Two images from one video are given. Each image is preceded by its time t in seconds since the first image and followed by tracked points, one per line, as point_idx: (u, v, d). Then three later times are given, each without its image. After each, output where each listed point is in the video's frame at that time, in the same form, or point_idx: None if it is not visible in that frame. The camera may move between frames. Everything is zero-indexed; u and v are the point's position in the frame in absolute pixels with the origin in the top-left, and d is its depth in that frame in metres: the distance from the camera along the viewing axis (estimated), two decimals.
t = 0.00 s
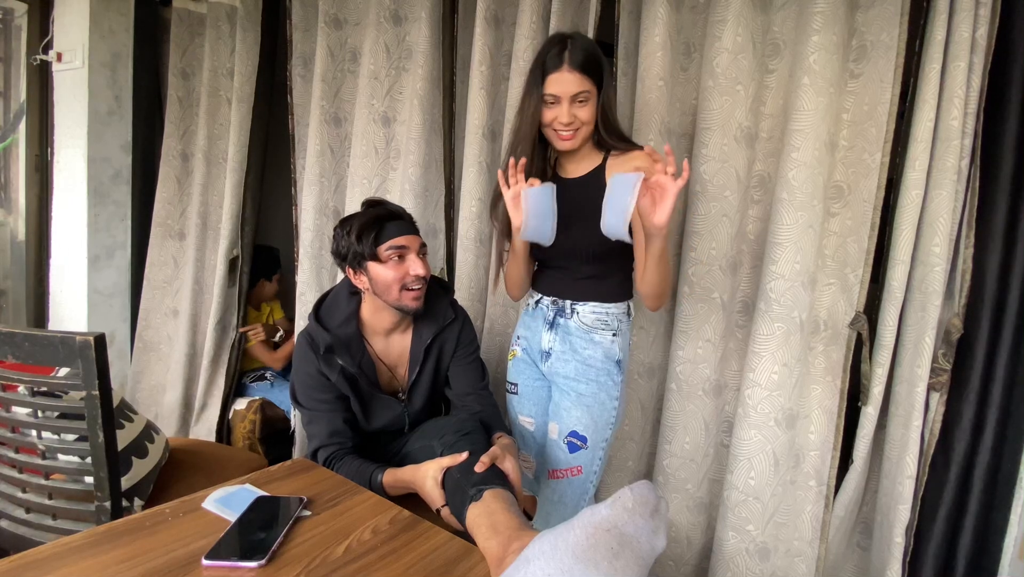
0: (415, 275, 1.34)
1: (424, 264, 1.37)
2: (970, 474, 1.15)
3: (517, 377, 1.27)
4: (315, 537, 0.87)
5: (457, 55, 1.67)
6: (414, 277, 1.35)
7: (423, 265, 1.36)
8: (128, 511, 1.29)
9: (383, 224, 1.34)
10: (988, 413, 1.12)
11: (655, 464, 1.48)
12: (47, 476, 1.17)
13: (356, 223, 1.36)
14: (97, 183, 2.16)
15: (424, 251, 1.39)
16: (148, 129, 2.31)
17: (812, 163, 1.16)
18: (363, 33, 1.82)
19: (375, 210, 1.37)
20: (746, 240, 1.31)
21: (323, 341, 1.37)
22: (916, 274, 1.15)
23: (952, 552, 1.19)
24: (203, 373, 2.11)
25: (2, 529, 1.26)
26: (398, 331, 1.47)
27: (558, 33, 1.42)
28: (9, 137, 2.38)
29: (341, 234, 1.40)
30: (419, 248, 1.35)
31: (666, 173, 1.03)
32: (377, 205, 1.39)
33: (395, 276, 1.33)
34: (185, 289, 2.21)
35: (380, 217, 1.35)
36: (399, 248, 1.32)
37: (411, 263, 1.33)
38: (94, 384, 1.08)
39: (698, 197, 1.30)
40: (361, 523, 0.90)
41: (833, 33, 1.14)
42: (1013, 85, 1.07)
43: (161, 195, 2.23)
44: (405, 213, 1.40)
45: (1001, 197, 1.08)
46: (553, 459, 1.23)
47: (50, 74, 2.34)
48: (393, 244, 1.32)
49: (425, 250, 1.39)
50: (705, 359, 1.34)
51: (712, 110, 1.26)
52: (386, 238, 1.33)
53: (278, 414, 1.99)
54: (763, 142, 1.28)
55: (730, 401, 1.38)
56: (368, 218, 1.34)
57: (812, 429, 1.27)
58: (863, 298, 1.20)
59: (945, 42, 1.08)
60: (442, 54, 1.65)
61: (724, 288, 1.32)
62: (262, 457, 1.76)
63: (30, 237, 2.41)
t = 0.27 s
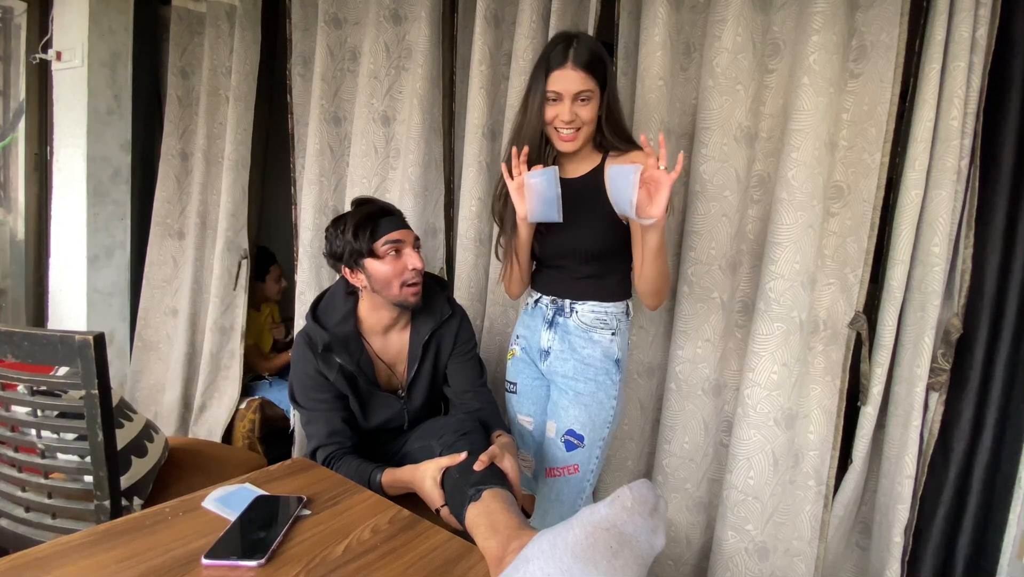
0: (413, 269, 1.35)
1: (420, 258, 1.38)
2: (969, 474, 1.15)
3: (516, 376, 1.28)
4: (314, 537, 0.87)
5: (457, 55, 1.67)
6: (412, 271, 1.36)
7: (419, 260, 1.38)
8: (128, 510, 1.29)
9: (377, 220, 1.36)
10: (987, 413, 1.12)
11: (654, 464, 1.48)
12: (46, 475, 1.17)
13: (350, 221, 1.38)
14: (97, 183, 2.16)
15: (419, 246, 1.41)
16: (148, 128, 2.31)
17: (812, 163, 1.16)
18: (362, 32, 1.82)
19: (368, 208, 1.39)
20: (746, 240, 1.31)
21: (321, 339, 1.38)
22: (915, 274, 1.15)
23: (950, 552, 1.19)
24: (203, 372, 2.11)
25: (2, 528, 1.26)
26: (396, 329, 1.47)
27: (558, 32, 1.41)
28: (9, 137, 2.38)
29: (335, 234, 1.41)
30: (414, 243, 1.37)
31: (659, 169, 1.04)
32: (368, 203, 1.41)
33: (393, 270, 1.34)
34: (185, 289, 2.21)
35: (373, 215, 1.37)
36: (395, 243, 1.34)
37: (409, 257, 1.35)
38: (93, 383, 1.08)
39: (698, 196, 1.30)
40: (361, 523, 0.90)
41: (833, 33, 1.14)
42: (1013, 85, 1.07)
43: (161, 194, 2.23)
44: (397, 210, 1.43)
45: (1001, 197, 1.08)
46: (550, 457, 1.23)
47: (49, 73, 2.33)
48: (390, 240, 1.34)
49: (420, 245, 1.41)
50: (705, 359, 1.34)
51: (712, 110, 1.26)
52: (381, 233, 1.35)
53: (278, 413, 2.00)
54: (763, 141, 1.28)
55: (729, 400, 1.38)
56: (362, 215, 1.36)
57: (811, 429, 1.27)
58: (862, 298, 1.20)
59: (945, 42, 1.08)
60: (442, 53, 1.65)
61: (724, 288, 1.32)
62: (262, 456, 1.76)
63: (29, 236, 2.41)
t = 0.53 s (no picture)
0: (407, 258, 1.37)
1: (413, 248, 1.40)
2: (967, 473, 1.16)
3: (516, 375, 1.27)
4: (315, 534, 0.87)
5: (457, 53, 1.66)
6: (407, 261, 1.37)
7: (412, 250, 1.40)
8: (128, 507, 1.29)
9: (366, 214, 1.39)
10: (986, 412, 1.12)
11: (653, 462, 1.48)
12: (46, 472, 1.17)
13: (339, 218, 1.40)
14: (96, 180, 2.16)
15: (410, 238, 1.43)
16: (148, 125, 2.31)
17: (811, 162, 1.16)
18: (362, 30, 1.81)
19: (355, 204, 1.41)
20: (745, 239, 1.32)
21: (316, 337, 1.38)
22: (915, 273, 1.15)
23: (948, 551, 1.19)
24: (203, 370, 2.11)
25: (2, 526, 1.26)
26: (391, 324, 1.47)
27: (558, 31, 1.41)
28: (8, 134, 2.37)
29: (324, 234, 1.43)
30: (405, 234, 1.39)
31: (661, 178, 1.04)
32: (353, 199, 1.43)
33: (388, 261, 1.35)
34: (184, 287, 2.21)
35: (362, 210, 1.39)
36: (388, 235, 1.36)
37: (403, 248, 1.36)
38: (93, 381, 1.08)
39: (698, 195, 1.30)
40: (362, 521, 0.91)
41: (833, 31, 1.14)
42: (1014, 84, 1.07)
43: (160, 192, 2.22)
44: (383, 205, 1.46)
45: (1001, 196, 1.08)
46: (549, 456, 1.23)
47: (48, 71, 2.33)
48: (382, 232, 1.36)
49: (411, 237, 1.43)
50: (704, 358, 1.35)
51: (712, 109, 1.26)
52: (372, 226, 1.37)
53: (278, 411, 2.01)
54: (763, 140, 1.28)
55: (728, 399, 1.38)
56: (350, 211, 1.39)
57: (810, 428, 1.27)
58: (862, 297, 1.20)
59: (946, 41, 1.08)
60: (442, 52, 1.65)
61: (723, 287, 1.32)
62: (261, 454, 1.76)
63: (29, 234, 2.41)
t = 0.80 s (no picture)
0: (396, 252, 1.40)
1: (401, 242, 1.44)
2: (965, 471, 1.16)
3: (516, 372, 1.28)
4: (316, 531, 0.87)
5: (457, 50, 1.66)
6: (396, 255, 1.41)
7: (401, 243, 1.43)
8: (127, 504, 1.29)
9: (354, 209, 1.42)
10: (985, 411, 1.12)
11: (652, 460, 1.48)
12: (45, 468, 1.17)
13: (328, 214, 1.43)
14: (96, 176, 2.15)
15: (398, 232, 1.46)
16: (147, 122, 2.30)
17: (812, 160, 1.16)
18: (362, 26, 1.81)
19: (343, 199, 1.44)
20: (745, 237, 1.32)
21: (309, 331, 1.40)
22: (915, 272, 1.15)
23: (946, 549, 1.20)
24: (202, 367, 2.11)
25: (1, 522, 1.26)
26: (383, 317, 1.49)
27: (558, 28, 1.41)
28: (8, 130, 2.37)
29: (314, 230, 1.45)
30: (393, 228, 1.42)
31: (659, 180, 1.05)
32: (341, 193, 1.46)
33: (377, 255, 1.39)
34: (184, 283, 2.21)
35: (350, 205, 1.42)
36: (377, 230, 1.39)
37: (392, 242, 1.40)
38: (92, 377, 1.08)
39: (698, 193, 1.30)
40: (362, 518, 0.91)
41: (834, 29, 1.14)
42: (1015, 83, 1.07)
43: (160, 189, 2.22)
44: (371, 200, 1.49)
45: (1002, 194, 1.08)
46: (549, 453, 1.22)
47: (48, 67, 2.33)
48: (371, 227, 1.40)
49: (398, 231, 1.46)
50: (703, 356, 1.35)
51: (713, 107, 1.26)
52: (361, 221, 1.40)
53: (277, 408, 2.01)
54: (763, 138, 1.28)
55: (728, 397, 1.38)
56: (339, 206, 1.42)
57: (809, 426, 1.27)
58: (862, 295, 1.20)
59: (947, 39, 1.08)
60: (442, 48, 1.65)
61: (723, 285, 1.32)
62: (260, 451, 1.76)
63: (28, 230, 2.40)
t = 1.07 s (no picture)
0: (386, 244, 1.42)
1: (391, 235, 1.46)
2: (965, 470, 1.16)
3: (517, 370, 1.28)
4: (315, 526, 0.87)
5: (457, 46, 1.66)
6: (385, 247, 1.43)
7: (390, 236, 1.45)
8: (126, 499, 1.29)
9: (344, 204, 1.44)
10: (985, 409, 1.12)
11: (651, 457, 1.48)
12: (45, 464, 1.17)
13: (318, 210, 1.45)
14: (95, 172, 2.15)
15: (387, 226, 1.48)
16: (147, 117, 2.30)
17: (813, 157, 1.16)
18: (362, 22, 1.80)
19: (333, 195, 1.46)
20: (746, 235, 1.31)
21: (303, 324, 1.41)
22: (916, 269, 1.15)
23: (946, 546, 1.20)
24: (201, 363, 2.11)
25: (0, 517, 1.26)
26: (376, 310, 1.51)
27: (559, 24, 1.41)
28: (7, 125, 2.37)
29: (305, 226, 1.47)
30: (383, 221, 1.44)
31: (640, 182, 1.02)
32: (331, 189, 1.48)
33: (368, 248, 1.41)
34: (183, 279, 2.21)
35: (338, 199, 1.44)
36: (367, 223, 1.41)
37: (381, 235, 1.42)
38: (91, 373, 1.08)
39: (698, 190, 1.29)
40: (361, 513, 0.91)
41: (837, 25, 1.13)
42: (1018, 80, 1.06)
43: (159, 184, 2.21)
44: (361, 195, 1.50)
45: (1004, 192, 1.08)
46: (548, 451, 1.21)
47: (47, 62, 2.32)
48: (361, 220, 1.41)
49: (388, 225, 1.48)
50: (703, 353, 1.34)
51: (714, 103, 1.25)
52: (351, 215, 1.42)
53: (276, 404, 2.01)
54: (765, 135, 1.27)
55: (727, 395, 1.38)
56: (329, 201, 1.43)
57: (809, 424, 1.27)
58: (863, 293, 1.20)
59: (950, 36, 1.07)
60: (442, 44, 1.64)
61: (723, 283, 1.32)
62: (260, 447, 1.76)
63: (27, 226, 2.40)
